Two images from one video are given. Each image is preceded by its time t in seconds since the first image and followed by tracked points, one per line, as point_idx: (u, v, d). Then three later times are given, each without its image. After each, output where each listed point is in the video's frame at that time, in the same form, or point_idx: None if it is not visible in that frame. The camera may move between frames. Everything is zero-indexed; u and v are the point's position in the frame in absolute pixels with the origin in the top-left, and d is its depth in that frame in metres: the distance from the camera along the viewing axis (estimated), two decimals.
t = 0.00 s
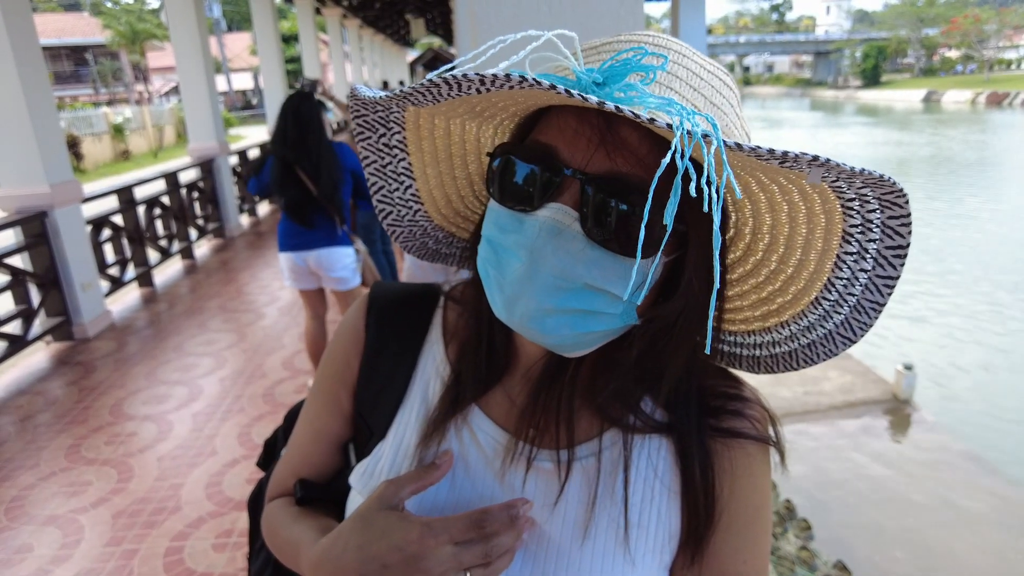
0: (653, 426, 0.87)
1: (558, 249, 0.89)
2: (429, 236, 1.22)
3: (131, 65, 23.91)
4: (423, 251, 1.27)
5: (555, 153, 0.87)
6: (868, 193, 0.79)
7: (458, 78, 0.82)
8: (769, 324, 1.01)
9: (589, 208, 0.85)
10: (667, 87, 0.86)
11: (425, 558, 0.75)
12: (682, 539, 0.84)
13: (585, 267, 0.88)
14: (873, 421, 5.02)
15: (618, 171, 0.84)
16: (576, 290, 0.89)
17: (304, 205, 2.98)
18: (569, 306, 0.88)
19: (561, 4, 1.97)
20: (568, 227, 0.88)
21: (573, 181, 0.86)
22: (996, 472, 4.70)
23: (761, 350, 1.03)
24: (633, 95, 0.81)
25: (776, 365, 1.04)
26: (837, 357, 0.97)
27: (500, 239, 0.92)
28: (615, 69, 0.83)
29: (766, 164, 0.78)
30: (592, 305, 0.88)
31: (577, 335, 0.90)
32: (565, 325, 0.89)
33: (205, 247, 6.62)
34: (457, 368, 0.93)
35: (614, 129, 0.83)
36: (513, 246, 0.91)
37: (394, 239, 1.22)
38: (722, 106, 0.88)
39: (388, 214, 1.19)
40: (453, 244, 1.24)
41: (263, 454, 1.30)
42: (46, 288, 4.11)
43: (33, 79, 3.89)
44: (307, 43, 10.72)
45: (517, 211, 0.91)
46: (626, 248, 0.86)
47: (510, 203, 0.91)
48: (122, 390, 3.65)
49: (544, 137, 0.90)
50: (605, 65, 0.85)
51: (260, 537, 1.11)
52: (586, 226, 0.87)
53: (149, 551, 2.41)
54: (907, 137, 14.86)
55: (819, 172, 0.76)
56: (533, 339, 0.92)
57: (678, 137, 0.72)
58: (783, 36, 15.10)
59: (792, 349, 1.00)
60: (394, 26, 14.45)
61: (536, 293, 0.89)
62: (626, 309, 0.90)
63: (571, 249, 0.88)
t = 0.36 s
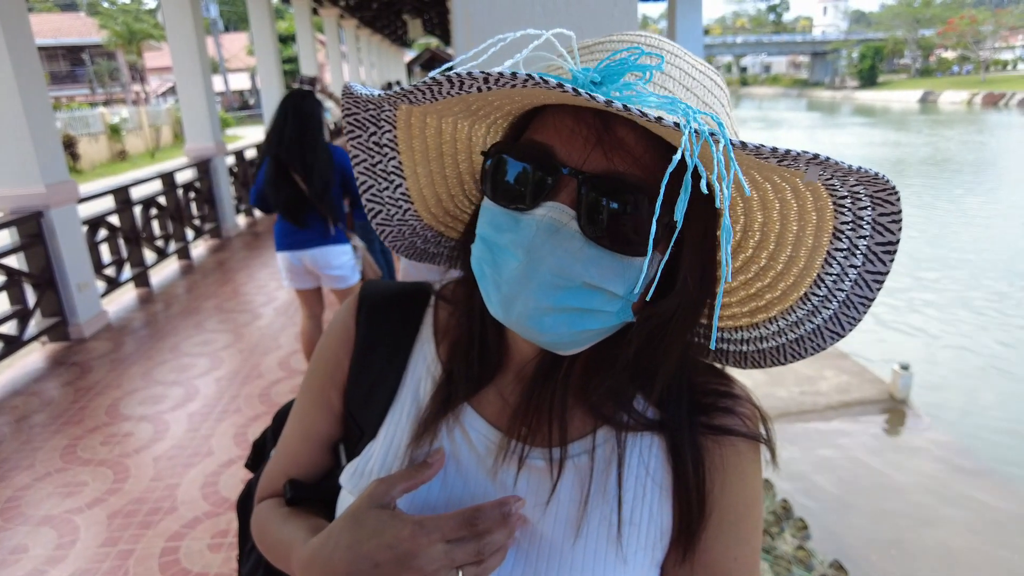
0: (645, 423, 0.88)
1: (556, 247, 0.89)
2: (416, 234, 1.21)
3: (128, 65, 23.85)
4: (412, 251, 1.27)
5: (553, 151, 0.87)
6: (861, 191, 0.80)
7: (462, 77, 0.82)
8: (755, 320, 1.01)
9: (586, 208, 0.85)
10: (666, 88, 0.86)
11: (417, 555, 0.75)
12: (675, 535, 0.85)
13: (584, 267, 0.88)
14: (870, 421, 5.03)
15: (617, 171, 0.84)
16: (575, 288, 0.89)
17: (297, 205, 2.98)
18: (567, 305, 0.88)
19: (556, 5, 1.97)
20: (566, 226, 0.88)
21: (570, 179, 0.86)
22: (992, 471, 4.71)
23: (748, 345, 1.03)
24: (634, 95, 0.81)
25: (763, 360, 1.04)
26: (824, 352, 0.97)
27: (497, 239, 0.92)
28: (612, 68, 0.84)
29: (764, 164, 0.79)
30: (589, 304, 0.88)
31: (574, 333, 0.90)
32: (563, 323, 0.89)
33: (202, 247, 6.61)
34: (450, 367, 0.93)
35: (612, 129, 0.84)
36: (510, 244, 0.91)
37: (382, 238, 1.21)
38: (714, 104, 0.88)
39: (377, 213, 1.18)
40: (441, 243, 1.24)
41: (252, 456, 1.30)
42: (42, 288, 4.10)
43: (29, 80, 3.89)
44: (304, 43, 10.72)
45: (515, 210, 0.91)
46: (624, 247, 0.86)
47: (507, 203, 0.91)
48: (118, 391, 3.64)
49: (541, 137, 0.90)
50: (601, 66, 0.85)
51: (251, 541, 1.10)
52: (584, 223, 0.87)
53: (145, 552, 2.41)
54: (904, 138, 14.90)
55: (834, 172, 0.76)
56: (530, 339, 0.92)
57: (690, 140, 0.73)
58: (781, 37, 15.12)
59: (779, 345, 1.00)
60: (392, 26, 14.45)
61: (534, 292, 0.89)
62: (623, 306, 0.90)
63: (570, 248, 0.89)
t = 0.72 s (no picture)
0: (636, 421, 0.88)
1: (624, 272, 0.87)
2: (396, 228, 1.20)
3: (123, 66, 23.77)
4: (382, 246, 1.25)
5: (606, 170, 0.84)
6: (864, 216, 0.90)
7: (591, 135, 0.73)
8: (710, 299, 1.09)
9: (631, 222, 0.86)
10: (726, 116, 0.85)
11: None
12: (668, 530, 0.85)
13: (634, 284, 0.88)
14: (865, 420, 5.05)
15: (667, 192, 0.85)
16: (626, 306, 0.88)
17: (310, 202, 2.96)
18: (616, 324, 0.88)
19: (547, 5, 1.94)
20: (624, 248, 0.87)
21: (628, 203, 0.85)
22: (986, 470, 4.74)
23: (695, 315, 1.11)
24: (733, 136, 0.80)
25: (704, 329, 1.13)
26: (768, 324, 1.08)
27: (546, 263, 0.88)
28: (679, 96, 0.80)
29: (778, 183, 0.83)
30: (629, 318, 0.88)
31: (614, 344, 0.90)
32: (603, 339, 0.88)
33: (197, 248, 6.59)
34: (443, 366, 0.93)
35: (662, 150, 0.84)
36: (561, 267, 0.89)
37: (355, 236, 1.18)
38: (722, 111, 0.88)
39: (359, 217, 1.15)
40: (418, 235, 1.24)
41: (244, 455, 1.30)
42: (35, 289, 4.08)
43: (22, 80, 3.87)
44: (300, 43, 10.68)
45: (564, 231, 0.88)
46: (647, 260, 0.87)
47: (559, 224, 0.88)
48: (112, 391, 3.63)
49: (583, 148, 0.85)
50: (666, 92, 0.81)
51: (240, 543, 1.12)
52: (635, 240, 0.86)
53: (139, 553, 2.40)
54: (898, 138, 14.93)
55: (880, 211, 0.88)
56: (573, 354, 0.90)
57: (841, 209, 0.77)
58: (776, 37, 15.16)
59: (725, 318, 1.10)
60: (388, 26, 14.45)
61: (595, 316, 0.87)
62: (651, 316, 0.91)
63: (618, 268, 0.87)
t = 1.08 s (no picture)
0: (621, 411, 0.90)
1: (598, 270, 0.89)
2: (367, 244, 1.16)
3: (117, 66, 23.65)
4: (359, 259, 1.20)
5: (571, 174, 0.85)
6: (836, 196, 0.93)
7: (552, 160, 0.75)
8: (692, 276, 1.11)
9: (604, 217, 0.87)
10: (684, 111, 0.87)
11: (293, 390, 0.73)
12: (651, 522, 0.87)
13: (607, 280, 0.90)
14: (855, 418, 5.10)
15: (634, 189, 0.87)
16: (600, 304, 0.91)
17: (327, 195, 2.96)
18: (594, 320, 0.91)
19: (536, 3, 1.94)
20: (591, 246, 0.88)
21: (595, 204, 0.86)
22: (974, 467, 4.79)
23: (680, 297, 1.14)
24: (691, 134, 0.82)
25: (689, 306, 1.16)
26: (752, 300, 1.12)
27: (518, 267, 0.91)
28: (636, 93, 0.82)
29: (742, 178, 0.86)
30: (607, 314, 0.91)
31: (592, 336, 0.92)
32: (585, 337, 0.91)
33: (190, 248, 6.58)
34: (432, 360, 0.95)
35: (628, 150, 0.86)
36: (530, 271, 0.90)
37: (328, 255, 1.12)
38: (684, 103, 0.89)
39: (331, 237, 1.10)
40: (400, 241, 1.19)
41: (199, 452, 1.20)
42: (28, 289, 4.07)
43: (14, 80, 3.86)
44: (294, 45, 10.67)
45: (535, 235, 0.88)
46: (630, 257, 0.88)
47: (529, 227, 0.88)
48: (105, 392, 3.63)
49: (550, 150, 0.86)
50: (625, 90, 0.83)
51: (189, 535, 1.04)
52: (604, 238, 0.88)
53: (132, 553, 2.41)
54: (889, 140, 15.07)
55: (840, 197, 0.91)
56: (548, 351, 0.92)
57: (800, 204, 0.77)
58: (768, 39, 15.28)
59: (709, 294, 1.13)
60: (383, 28, 14.47)
61: (570, 315, 0.90)
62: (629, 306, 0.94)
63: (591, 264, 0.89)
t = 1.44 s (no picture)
0: (618, 404, 0.90)
1: (582, 253, 0.90)
2: (366, 261, 1.09)
3: (110, 66, 23.52)
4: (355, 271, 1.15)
5: (547, 156, 0.86)
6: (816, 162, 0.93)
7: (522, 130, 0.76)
8: (688, 261, 1.10)
9: (585, 203, 0.87)
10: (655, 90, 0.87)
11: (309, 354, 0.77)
12: (648, 515, 0.87)
13: (591, 263, 0.90)
14: (850, 416, 5.12)
15: (610, 167, 0.87)
16: (586, 290, 0.91)
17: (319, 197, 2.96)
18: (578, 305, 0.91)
19: None
20: (570, 229, 0.89)
21: (575, 186, 0.87)
22: (967, 464, 4.82)
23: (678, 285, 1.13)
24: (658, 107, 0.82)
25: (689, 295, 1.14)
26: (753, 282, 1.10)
27: (500, 255, 0.91)
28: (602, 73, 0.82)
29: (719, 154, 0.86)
30: (595, 300, 0.92)
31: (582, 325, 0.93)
32: (574, 323, 0.91)
33: (184, 249, 6.55)
34: (429, 359, 0.95)
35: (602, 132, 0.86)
36: (514, 259, 0.91)
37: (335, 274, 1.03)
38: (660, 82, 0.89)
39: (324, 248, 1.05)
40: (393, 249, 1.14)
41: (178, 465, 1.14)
42: (20, 290, 4.04)
43: (5, 79, 3.83)
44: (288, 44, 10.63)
45: (516, 221, 0.89)
46: (618, 239, 0.89)
47: (514, 217, 0.89)
48: (99, 393, 3.61)
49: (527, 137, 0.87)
50: (588, 70, 0.83)
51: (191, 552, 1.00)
52: (586, 223, 0.88)
53: (126, 555, 2.40)
54: (882, 140, 15.15)
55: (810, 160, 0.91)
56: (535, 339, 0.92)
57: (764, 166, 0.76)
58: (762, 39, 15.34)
59: (710, 280, 1.11)
60: (377, 27, 14.45)
61: (555, 299, 0.90)
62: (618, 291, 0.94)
63: (577, 250, 0.89)
